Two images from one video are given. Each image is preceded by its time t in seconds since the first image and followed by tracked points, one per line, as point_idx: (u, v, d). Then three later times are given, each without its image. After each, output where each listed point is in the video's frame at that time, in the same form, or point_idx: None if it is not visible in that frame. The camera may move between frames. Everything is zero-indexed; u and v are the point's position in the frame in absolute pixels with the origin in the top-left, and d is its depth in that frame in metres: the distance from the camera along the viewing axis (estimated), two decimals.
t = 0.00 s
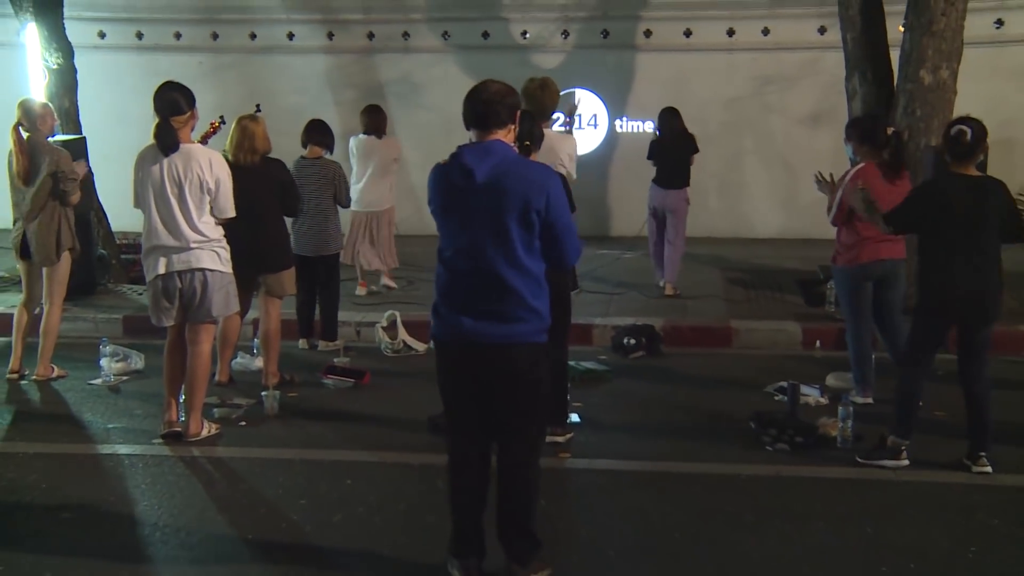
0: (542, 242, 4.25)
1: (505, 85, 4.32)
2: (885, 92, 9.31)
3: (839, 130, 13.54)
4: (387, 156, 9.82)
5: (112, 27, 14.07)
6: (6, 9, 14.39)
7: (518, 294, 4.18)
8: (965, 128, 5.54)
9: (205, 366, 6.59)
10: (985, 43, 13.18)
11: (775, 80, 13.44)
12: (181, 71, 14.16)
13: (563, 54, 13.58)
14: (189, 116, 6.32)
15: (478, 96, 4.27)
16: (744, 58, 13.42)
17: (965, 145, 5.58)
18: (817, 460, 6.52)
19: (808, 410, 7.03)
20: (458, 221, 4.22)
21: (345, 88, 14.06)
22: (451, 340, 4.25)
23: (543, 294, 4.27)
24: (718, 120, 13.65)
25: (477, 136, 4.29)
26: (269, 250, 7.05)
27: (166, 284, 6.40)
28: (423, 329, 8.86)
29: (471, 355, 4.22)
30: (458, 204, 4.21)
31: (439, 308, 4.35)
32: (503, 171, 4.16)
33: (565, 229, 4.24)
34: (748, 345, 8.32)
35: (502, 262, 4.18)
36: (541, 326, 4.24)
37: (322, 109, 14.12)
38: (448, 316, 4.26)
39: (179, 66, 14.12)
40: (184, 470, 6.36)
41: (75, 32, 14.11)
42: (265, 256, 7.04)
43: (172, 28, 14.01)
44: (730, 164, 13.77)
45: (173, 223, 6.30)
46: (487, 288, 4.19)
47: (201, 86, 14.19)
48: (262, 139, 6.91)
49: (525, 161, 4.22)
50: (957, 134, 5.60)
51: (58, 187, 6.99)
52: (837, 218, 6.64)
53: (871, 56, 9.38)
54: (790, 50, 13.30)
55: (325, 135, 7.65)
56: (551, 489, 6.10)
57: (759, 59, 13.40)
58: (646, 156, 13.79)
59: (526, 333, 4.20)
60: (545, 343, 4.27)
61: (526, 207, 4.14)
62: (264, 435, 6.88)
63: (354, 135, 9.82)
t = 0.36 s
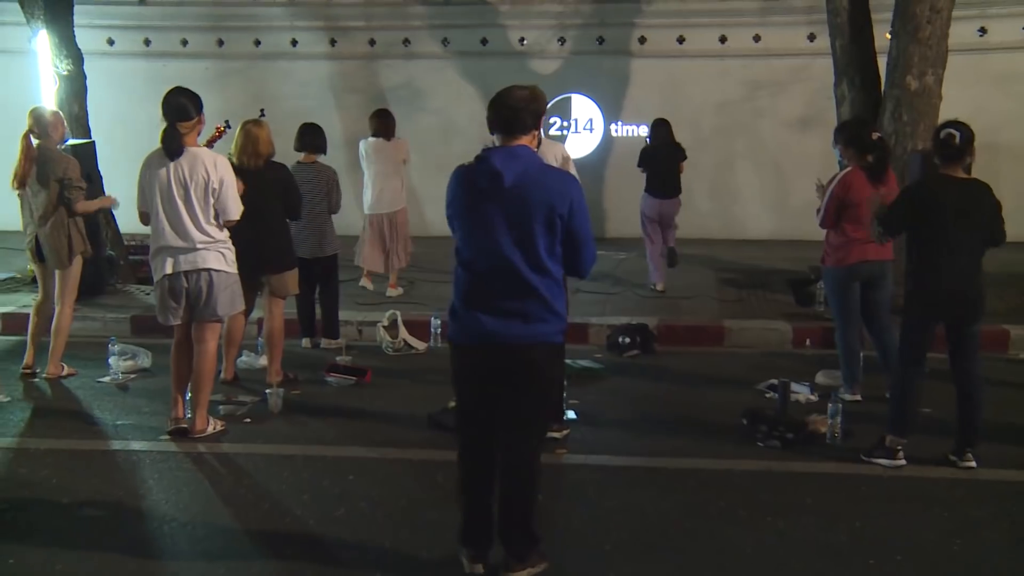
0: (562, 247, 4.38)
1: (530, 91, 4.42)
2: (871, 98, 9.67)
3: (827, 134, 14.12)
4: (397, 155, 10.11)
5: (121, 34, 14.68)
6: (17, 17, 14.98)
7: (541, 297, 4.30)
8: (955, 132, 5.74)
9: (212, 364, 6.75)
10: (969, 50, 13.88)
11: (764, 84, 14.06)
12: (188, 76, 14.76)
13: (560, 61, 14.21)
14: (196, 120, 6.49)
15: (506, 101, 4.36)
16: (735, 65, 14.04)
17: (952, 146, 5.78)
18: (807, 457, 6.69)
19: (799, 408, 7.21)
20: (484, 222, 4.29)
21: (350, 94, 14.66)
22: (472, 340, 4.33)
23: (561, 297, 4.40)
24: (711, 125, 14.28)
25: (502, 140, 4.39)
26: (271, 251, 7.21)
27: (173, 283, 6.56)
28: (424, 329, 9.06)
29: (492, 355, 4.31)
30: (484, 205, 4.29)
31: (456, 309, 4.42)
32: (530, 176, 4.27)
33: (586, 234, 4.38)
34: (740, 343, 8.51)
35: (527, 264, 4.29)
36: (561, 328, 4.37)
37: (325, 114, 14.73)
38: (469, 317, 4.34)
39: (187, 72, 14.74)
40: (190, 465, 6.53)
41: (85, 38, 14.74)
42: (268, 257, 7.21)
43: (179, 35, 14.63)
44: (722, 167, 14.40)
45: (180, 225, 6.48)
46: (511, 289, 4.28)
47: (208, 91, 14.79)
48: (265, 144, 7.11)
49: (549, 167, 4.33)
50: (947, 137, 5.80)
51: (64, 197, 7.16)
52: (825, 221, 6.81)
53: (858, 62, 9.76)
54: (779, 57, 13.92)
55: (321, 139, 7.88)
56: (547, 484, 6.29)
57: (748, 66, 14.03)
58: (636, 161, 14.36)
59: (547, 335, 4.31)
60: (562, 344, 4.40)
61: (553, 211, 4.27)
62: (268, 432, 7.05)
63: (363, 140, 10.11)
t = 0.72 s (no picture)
0: (562, 249, 4.57)
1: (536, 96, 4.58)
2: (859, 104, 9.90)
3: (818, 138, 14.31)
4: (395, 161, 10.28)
5: (129, 41, 14.95)
6: (28, 25, 15.25)
7: (541, 297, 4.49)
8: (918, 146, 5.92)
9: (217, 362, 6.93)
10: (952, 57, 14.12)
11: (755, 90, 14.26)
12: (194, 81, 15.00)
13: (557, 66, 14.42)
14: (203, 125, 6.67)
15: (513, 105, 4.51)
16: (727, 71, 14.24)
17: (920, 158, 5.97)
18: (796, 453, 6.88)
19: (789, 405, 7.41)
20: (489, 223, 4.46)
21: (352, 99, 14.88)
22: (474, 337, 4.50)
23: (560, 297, 4.60)
24: (704, 129, 14.48)
25: (507, 143, 4.55)
26: (274, 252, 7.40)
27: (181, 283, 6.75)
28: (423, 328, 9.26)
29: (494, 350, 4.49)
30: (491, 207, 4.46)
31: (457, 305, 4.58)
32: (536, 179, 4.45)
33: (585, 238, 4.58)
34: (732, 342, 8.72)
35: (530, 264, 4.47)
36: (558, 327, 4.57)
37: (328, 118, 14.95)
38: (471, 314, 4.51)
39: (193, 78, 14.99)
40: (196, 461, 6.71)
41: (94, 46, 15.04)
42: (271, 258, 7.40)
43: (185, 42, 14.90)
44: (716, 169, 14.59)
45: (187, 227, 6.66)
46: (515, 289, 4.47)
47: (214, 96, 15.03)
48: (266, 146, 7.27)
49: (552, 172, 4.52)
50: (914, 148, 5.99)
51: (74, 196, 7.32)
52: (813, 221, 7.02)
53: (846, 69, 10.01)
54: (770, 63, 14.11)
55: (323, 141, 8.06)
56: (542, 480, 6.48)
57: (739, 73, 14.23)
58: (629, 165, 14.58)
59: (547, 334, 4.51)
60: (558, 343, 4.60)
61: (557, 214, 4.46)
62: (272, 428, 7.24)
63: (362, 146, 10.31)
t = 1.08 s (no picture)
0: (558, 252, 4.77)
1: (528, 103, 4.78)
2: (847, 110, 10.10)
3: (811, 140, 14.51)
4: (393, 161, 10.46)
5: (139, 47, 15.13)
6: (41, 32, 15.47)
7: (540, 298, 4.68)
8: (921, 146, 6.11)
9: (223, 361, 7.13)
10: (939, 63, 14.38)
11: (748, 94, 14.46)
12: (201, 86, 15.19)
13: (555, 71, 14.60)
14: (210, 128, 6.86)
15: (508, 113, 4.69)
16: (720, 76, 14.44)
17: (918, 159, 6.15)
18: (786, 447, 7.07)
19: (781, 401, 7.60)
20: (489, 228, 4.64)
21: (355, 104, 15.07)
22: (476, 338, 4.68)
23: (556, 297, 4.80)
24: (698, 132, 14.68)
25: (502, 149, 4.74)
26: (279, 253, 7.59)
27: (189, 282, 6.93)
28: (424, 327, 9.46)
29: (496, 351, 4.67)
30: (491, 212, 4.64)
31: (457, 308, 4.76)
32: (533, 184, 4.65)
33: (580, 240, 4.78)
34: (726, 340, 8.92)
35: (529, 266, 4.66)
36: (556, 327, 4.77)
37: (331, 121, 15.14)
38: (472, 317, 4.69)
39: (200, 83, 15.18)
40: (202, 456, 6.90)
41: (104, 52, 15.22)
42: (276, 259, 7.59)
43: (192, 48, 15.07)
44: (712, 171, 14.79)
45: (195, 227, 6.84)
46: (515, 290, 4.66)
47: (220, 101, 15.23)
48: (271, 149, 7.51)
49: (547, 177, 4.72)
50: (913, 150, 6.17)
51: (81, 200, 7.54)
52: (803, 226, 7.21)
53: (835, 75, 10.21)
54: (763, 69, 14.31)
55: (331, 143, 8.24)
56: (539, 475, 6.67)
57: (733, 78, 14.43)
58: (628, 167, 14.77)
59: (546, 333, 4.71)
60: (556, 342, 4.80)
61: (554, 218, 4.66)
62: (276, 424, 7.44)
63: (360, 147, 10.43)
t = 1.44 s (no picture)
0: (550, 252, 4.96)
1: (519, 107, 4.98)
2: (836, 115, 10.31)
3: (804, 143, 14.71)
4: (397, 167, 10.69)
5: (149, 54, 15.34)
6: (53, 40, 15.69)
7: (532, 298, 4.87)
8: (914, 149, 6.31)
9: (230, 358, 7.34)
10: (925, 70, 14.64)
11: (740, 99, 14.68)
12: (208, 92, 15.41)
13: (552, 76, 14.79)
14: (217, 132, 7.04)
15: (499, 118, 4.89)
16: (715, 81, 14.65)
17: (910, 162, 6.36)
18: (777, 443, 7.27)
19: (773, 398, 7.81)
20: (481, 229, 4.85)
21: (358, 108, 15.28)
22: (470, 336, 4.89)
23: (550, 297, 4.98)
24: (693, 135, 14.90)
25: (495, 152, 4.95)
26: (284, 254, 7.80)
27: (198, 283, 7.13)
28: (425, 326, 9.66)
29: (489, 349, 4.88)
30: (482, 213, 4.85)
31: (453, 307, 4.98)
32: (523, 187, 4.84)
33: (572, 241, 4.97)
34: (719, 339, 9.13)
35: (520, 267, 4.86)
36: (549, 326, 4.96)
37: (335, 125, 15.35)
38: (466, 315, 4.91)
39: (206, 88, 15.40)
40: (210, 451, 7.11)
41: (115, 58, 15.45)
42: (281, 260, 7.79)
43: (200, 54, 15.29)
44: (709, 173, 15.00)
45: (204, 230, 7.03)
46: (507, 290, 4.85)
47: (226, 107, 15.44)
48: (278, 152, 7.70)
49: (538, 179, 4.91)
50: (908, 153, 6.36)
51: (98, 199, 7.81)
52: (795, 226, 7.42)
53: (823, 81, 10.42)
54: (756, 74, 14.52)
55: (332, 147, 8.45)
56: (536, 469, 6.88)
57: (726, 82, 14.64)
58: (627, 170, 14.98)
59: (538, 331, 4.90)
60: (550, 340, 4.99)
61: (543, 219, 4.85)
62: (282, 420, 7.65)
63: (365, 154, 10.69)
